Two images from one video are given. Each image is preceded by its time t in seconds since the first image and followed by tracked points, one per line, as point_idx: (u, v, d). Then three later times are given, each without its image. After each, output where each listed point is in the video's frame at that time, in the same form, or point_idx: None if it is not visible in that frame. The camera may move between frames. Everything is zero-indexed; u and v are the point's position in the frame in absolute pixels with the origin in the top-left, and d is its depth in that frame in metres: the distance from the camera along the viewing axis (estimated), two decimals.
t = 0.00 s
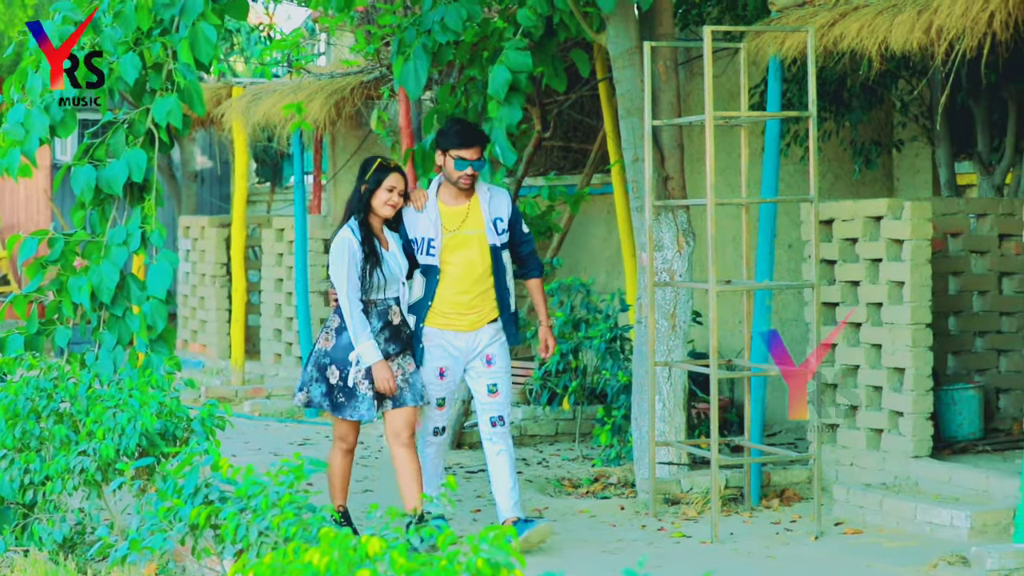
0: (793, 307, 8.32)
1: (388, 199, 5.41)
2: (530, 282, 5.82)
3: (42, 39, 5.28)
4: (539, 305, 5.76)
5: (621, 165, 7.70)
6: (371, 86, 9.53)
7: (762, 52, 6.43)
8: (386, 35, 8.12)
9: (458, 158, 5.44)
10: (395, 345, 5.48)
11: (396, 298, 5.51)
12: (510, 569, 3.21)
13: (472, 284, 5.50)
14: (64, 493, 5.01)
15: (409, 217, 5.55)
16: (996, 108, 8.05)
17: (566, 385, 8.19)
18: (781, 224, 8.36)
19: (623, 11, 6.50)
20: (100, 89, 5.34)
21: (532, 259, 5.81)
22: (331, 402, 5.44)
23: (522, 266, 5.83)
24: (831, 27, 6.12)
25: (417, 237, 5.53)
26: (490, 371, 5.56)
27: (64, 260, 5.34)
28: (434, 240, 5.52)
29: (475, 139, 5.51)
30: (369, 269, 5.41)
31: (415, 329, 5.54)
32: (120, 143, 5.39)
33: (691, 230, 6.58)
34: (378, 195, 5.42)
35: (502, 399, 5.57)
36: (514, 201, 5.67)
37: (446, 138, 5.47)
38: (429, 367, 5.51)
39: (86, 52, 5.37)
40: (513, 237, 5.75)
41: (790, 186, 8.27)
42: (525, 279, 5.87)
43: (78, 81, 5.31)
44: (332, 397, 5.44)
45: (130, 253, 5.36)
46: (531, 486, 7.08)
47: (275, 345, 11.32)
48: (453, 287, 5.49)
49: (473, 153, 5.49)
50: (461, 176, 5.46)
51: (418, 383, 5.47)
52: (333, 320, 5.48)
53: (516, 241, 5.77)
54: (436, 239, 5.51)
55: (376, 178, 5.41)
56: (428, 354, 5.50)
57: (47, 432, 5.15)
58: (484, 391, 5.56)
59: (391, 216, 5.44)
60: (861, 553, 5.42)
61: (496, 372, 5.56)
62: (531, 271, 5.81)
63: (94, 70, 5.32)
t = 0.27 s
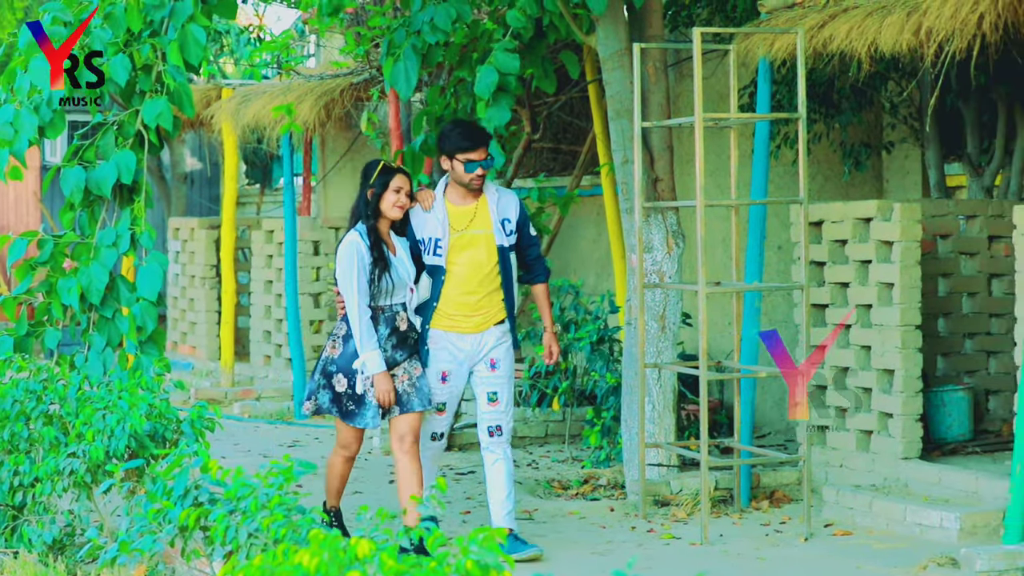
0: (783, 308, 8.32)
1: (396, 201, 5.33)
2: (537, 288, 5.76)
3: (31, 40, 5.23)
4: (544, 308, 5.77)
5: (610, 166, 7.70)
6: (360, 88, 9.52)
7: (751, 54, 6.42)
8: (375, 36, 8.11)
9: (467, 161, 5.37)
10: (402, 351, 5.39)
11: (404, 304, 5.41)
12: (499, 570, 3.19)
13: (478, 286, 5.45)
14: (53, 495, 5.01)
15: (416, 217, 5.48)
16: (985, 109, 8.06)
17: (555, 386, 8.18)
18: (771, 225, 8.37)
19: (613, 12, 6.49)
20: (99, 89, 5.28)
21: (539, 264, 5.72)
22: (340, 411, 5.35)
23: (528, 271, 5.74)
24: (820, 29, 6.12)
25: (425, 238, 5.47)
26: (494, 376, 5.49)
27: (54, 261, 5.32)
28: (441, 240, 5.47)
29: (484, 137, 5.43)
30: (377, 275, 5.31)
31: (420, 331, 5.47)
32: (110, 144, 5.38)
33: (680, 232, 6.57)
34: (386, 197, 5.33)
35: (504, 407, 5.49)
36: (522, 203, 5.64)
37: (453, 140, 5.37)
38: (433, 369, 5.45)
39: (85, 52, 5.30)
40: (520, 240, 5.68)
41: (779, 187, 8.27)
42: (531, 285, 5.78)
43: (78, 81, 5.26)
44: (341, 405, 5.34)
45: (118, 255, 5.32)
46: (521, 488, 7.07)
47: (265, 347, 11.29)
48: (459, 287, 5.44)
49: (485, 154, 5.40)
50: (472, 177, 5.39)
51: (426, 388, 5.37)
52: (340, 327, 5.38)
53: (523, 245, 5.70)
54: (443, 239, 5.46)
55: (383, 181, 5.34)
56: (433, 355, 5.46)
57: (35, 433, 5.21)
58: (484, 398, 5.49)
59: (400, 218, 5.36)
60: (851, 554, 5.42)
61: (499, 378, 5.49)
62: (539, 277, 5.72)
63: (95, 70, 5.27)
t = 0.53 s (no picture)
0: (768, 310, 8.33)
1: (405, 191, 5.30)
2: (547, 285, 5.73)
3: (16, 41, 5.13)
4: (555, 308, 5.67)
5: (596, 168, 7.70)
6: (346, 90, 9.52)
7: (737, 56, 6.42)
8: (361, 38, 8.10)
9: (472, 156, 5.41)
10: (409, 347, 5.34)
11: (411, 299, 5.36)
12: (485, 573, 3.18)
13: (485, 284, 5.46)
14: (39, 497, 4.99)
15: (423, 214, 5.50)
16: (971, 111, 8.07)
17: (541, 388, 8.18)
18: (756, 227, 8.38)
19: (598, 15, 6.49)
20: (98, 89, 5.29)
21: (548, 262, 5.69)
22: (350, 410, 5.25)
23: (538, 269, 5.72)
24: (806, 31, 6.13)
25: (432, 235, 5.48)
26: (501, 376, 5.49)
27: (39, 263, 5.31)
28: (449, 237, 5.48)
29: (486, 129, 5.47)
30: (388, 270, 5.26)
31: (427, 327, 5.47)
32: (96, 147, 5.35)
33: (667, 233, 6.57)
34: (397, 189, 5.29)
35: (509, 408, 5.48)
36: (529, 198, 5.64)
37: (458, 136, 5.40)
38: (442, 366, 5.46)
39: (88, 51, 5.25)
40: (530, 234, 5.68)
41: (765, 189, 8.28)
42: (541, 282, 5.76)
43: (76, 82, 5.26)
44: (351, 404, 5.25)
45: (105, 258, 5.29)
46: (506, 490, 7.05)
47: (251, 349, 11.26)
48: (467, 285, 5.45)
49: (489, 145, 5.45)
50: (477, 172, 5.43)
51: (433, 385, 5.35)
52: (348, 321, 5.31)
53: (533, 239, 5.70)
54: (451, 236, 5.47)
55: (388, 174, 5.27)
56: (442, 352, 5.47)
57: (20, 435, 5.23)
58: (490, 399, 5.49)
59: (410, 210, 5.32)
60: (837, 556, 5.42)
61: (506, 379, 5.49)
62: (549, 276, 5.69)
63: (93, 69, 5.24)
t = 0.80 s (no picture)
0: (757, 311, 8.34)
1: (409, 189, 5.23)
2: (554, 277, 5.68)
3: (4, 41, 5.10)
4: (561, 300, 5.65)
5: (585, 170, 7.70)
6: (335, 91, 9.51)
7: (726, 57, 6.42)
8: (350, 40, 8.09)
9: (473, 150, 5.36)
10: (412, 346, 5.26)
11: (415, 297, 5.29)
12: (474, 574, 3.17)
13: (490, 281, 5.41)
14: (28, 498, 4.98)
15: (426, 210, 5.46)
16: (960, 112, 8.07)
17: (530, 389, 8.18)
18: (745, 229, 8.39)
19: (587, 16, 6.49)
20: (99, 88, 5.35)
21: (554, 254, 5.67)
22: (352, 407, 5.18)
23: (544, 262, 5.70)
24: (795, 32, 6.14)
25: (434, 232, 5.43)
26: (502, 378, 5.45)
27: (28, 264, 5.29)
28: (453, 233, 5.44)
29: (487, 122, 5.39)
30: (391, 267, 5.19)
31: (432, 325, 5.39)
32: (85, 148, 5.32)
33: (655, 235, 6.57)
34: (400, 185, 5.23)
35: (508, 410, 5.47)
36: (532, 191, 5.61)
37: (459, 131, 5.36)
38: (449, 361, 5.33)
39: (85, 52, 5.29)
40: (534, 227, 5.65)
41: (754, 191, 8.29)
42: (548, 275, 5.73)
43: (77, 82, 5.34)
44: (352, 401, 5.18)
45: (95, 259, 5.26)
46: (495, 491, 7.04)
47: (240, 350, 11.24)
48: (471, 282, 5.40)
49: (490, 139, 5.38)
50: (479, 166, 5.39)
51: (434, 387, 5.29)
52: (351, 318, 5.24)
53: (537, 233, 5.67)
54: (454, 232, 5.43)
55: (392, 171, 5.20)
56: (446, 349, 5.36)
57: (9, 437, 5.21)
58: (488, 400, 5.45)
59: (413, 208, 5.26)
60: (825, 558, 5.42)
61: (505, 381, 5.46)
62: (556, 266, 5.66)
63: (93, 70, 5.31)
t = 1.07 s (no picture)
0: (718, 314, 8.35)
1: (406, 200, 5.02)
2: (551, 281, 5.45)
3: None
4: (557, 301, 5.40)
5: (546, 173, 7.69)
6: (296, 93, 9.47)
7: (687, 60, 6.44)
8: (310, 42, 8.06)
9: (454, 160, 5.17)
10: (404, 362, 5.12)
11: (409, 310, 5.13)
12: None
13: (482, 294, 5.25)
14: None
15: (419, 216, 5.26)
16: (921, 115, 8.11)
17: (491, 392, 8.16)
18: (706, 232, 8.40)
19: (548, 19, 6.48)
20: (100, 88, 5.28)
21: (551, 258, 5.47)
22: (345, 423, 5.01)
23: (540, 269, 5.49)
24: (756, 35, 6.15)
25: (426, 238, 5.25)
26: (490, 393, 5.33)
27: None
28: (444, 241, 5.26)
29: (488, 136, 5.20)
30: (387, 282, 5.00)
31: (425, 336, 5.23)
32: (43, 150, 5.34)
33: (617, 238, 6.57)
34: (397, 196, 5.00)
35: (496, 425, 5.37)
36: (526, 200, 5.46)
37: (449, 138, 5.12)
38: (444, 379, 5.17)
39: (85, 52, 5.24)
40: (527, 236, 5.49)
41: (715, 194, 8.31)
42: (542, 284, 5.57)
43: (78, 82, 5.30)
44: (346, 417, 5.01)
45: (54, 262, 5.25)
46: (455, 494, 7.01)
47: (199, 353, 11.15)
48: (465, 294, 5.23)
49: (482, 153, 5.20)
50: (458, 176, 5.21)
51: (422, 408, 5.16)
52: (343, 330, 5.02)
53: (529, 241, 5.52)
54: (446, 240, 5.26)
55: (389, 180, 4.97)
56: (438, 367, 5.17)
57: None
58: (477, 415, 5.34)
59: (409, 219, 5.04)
60: (786, 561, 5.43)
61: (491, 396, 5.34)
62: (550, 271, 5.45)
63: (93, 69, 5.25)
